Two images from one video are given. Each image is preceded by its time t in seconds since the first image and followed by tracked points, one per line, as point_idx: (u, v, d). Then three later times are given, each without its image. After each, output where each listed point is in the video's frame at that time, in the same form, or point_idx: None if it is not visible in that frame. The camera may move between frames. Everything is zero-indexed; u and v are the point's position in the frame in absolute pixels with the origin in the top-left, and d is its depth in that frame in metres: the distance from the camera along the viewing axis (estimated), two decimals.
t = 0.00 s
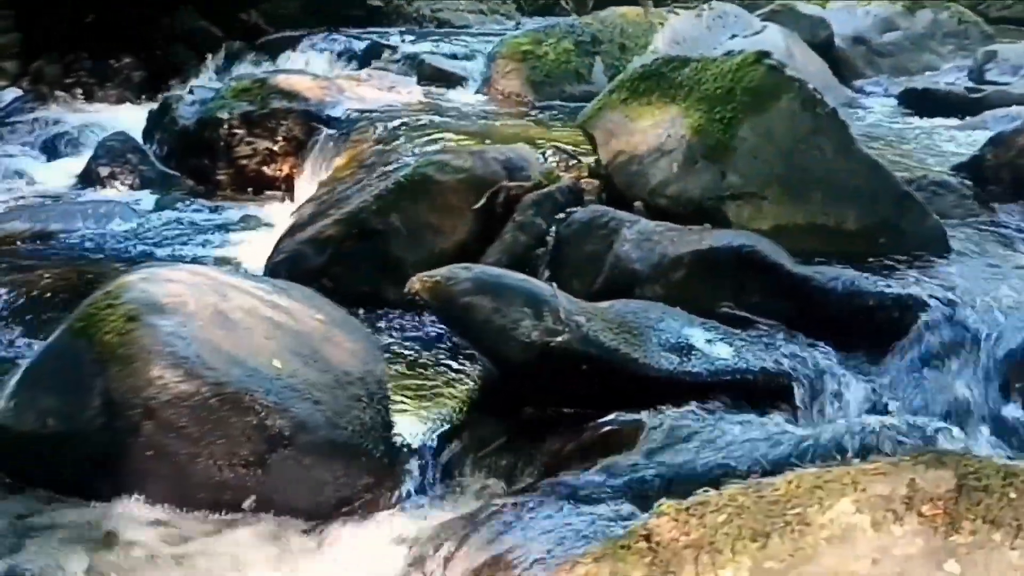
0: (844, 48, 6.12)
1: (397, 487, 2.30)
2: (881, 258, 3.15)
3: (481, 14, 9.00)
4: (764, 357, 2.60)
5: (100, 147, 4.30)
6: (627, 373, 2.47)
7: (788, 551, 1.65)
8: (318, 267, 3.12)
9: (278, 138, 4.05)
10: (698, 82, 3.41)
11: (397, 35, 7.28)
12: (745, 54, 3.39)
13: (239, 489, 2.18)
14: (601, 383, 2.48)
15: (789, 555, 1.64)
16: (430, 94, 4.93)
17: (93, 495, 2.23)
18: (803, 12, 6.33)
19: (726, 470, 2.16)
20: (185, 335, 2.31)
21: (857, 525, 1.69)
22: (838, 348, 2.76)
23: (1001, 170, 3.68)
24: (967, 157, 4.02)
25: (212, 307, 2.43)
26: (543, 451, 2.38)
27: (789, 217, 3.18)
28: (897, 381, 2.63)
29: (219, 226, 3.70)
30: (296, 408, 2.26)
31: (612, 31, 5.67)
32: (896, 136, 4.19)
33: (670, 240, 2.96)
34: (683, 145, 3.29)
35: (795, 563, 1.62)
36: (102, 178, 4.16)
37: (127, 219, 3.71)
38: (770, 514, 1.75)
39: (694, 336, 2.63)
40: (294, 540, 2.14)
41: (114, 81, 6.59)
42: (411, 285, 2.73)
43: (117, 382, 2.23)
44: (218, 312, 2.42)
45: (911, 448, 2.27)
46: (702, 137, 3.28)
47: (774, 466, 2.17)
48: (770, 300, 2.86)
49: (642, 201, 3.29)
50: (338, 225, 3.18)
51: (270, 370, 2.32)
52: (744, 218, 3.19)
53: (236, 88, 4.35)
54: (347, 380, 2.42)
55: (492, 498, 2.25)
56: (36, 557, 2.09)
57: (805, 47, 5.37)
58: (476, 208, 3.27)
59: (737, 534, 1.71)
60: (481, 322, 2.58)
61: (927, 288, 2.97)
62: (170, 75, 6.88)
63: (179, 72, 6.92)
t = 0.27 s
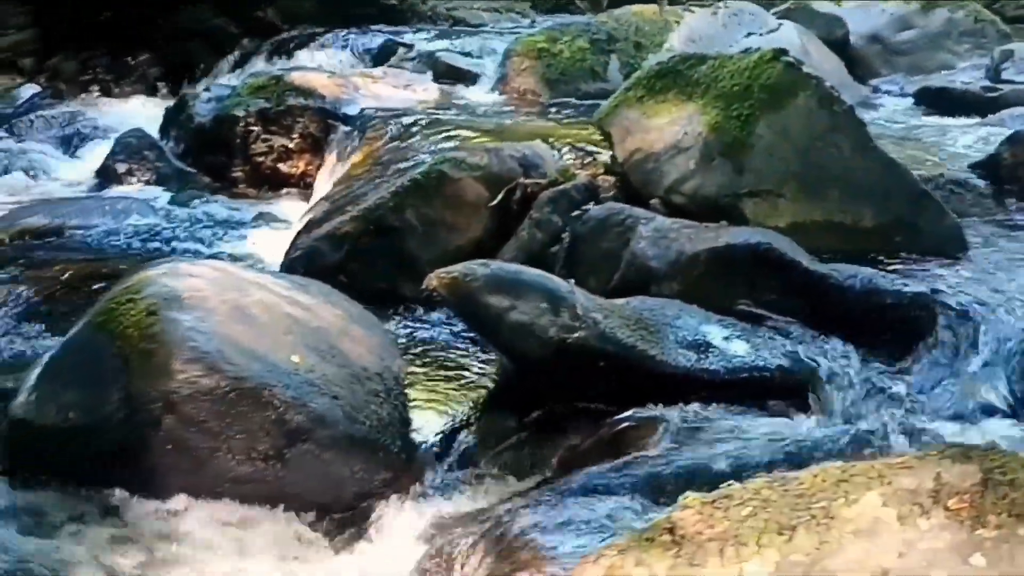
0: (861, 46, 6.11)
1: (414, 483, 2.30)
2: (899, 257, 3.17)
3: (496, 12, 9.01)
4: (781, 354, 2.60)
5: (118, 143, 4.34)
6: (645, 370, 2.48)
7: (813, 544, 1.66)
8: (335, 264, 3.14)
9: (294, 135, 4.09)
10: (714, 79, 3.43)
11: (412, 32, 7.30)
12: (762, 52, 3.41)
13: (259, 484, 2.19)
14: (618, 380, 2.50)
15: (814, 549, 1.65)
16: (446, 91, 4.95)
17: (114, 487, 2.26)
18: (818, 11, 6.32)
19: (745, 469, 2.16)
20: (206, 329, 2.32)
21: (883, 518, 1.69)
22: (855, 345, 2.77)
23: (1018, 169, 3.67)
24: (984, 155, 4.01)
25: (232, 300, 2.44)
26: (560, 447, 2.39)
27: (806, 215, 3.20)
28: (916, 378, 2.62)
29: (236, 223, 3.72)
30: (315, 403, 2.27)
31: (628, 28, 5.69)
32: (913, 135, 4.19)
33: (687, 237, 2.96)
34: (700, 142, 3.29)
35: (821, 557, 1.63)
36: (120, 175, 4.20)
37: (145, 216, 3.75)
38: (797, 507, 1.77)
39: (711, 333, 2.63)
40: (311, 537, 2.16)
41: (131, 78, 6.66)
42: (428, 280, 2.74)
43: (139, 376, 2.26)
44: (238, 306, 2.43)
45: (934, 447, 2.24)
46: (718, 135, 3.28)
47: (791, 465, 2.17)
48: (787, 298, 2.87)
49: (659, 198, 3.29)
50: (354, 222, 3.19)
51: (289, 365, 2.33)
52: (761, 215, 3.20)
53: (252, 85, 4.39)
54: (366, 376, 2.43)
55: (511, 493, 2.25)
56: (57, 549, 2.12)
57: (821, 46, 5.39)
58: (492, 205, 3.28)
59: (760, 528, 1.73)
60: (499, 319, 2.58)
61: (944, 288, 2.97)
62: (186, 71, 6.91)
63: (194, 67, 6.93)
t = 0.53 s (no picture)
0: (883, 33, 6.07)
1: (436, 469, 2.32)
2: (921, 244, 3.16)
3: None
4: (804, 341, 2.60)
5: (140, 131, 4.37)
6: (668, 356, 2.48)
7: (844, 526, 1.74)
8: (356, 251, 3.15)
9: (316, 123, 4.16)
10: (736, 66, 3.46)
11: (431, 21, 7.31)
12: (785, 39, 3.43)
13: (283, 468, 2.21)
14: (641, 366, 2.49)
15: (845, 530, 1.72)
16: (465, 79, 4.95)
17: (140, 471, 2.27)
18: None
19: (770, 454, 2.17)
20: (230, 315, 2.34)
21: (913, 500, 1.77)
22: (878, 333, 2.76)
23: None
24: (1008, 142, 3.98)
25: (256, 286, 2.45)
26: (582, 431, 2.39)
27: (829, 202, 3.18)
28: (943, 366, 2.61)
29: (257, 211, 3.74)
30: (339, 388, 2.28)
31: (647, 17, 5.69)
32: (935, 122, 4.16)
33: (710, 224, 2.96)
34: (722, 130, 3.30)
35: (851, 537, 1.70)
36: (143, 163, 4.22)
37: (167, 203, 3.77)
38: (827, 489, 1.86)
39: (734, 320, 2.64)
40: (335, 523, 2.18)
41: (153, 66, 6.81)
42: (450, 267, 2.75)
43: (165, 361, 2.27)
44: (262, 292, 2.44)
45: (964, 430, 2.22)
46: (741, 122, 3.28)
47: (815, 451, 2.17)
48: (810, 285, 2.85)
49: (681, 184, 3.33)
50: (376, 209, 3.20)
51: (312, 351, 2.34)
52: (784, 202, 3.18)
53: (274, 72, 4.50)
54: (389, 360, 2.43)
55: (534, 479, 2.26)
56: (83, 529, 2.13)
57: (843, 33, 5.35)
58: (514, 192, 3.29)
59: (792, 509, 1.82)
60: (522, 305, 2.58)
61: (967, 276, 2.96)
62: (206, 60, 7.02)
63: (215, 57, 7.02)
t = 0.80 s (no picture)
0: (907, 25, 6.04)
1: (458, 460, 2.33)
2: (945, 236, 3.15)
3: None
4: (827, 334, 2.60)
5: (164, 123, 4.41)
6: (691, 348, 2.48)
7: (874, 514, 1.73)
8: (379, 242, 3.16)
9: (337, 115, 4.20)
10: (760, 57, 3.51)
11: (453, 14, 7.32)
12: (809, 31, 3.48)
13: (307, 457, 2.22)
14: (664, 358, 2.49)
15: (874, 519, 1.72)
16: (487, 71, 4.96)
17: (166, 458, 2.30)
18: None
19: (794, 445, 2.20)
20: (256, 304, 2.36)
21: (944, 490, 1.74)
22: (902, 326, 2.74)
23: None
24: None
25: (281, 276, 2.47)
26: (605, 423, 2.40)
27: (852, 194, 3.21)
28: (968, 358, 2.59)
29: (280, 202, 3.77)
30: (363, 378, 2.30)
31: (669, 10, 5.68)
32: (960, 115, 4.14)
33: (732, 216, 2.96)
34: (746, 120, 3.36)
35: (880, 527, 1.70)
36: (166, 155, 4.26)
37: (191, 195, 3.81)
38: (857, 477, 1.85)
39: (756, 313, 2.64)
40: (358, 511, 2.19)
41: (176, 58, 6.82)
42: (474, 258, 2.76)
43: (192, 350, 2.29)
44: (287, 282, 2.46)
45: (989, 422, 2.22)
46: (764, 112, 3.34)
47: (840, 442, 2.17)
48: (833, 278, 2.85)
49: (703, 176, 3.37)
50: (398, 200, 3.22)
51: (336, 341, 2.35)
52: (807, 194, 3.22)
53: (296, 64, 4.52)
54: (412, 350, 2.44)
55: (558, 467, 2.27)
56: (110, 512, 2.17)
57: (867, 25, 5.32)
58: (536, 183, 3.30)
59: (823, 497, 1.82)
60: (544, 296, 2.58)
61: (992, 268, 2.95)
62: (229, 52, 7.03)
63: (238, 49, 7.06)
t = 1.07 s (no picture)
0: (929, 13, 6.00)
1: (477, 449, 2.33)
2: (968, 225, 3.19)
3: None
4: (849, 322, 2.59)
5: (183, 112, 4.43)
6: (711, 336, 2.47)
7: (895, 500, 1.72)
8: (398, 231, 3.17)
9: (357, 104, 4.20)
10: (782, 44, 3.48)
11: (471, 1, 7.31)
12: (831, 16, 3.45)
13: (327, 444, 2.23)
14: (684, 346, 2.50)
15: (896, 505, 1.71)
16: (506, 59, 4.96)
17: (188, 446, 2.32)
18: None
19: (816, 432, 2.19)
20: (276, 293, 2.38)
21: (966, 475, 1.74)
22: (924, 316, 2.73)
23: None
24: None
25: (301, 265, 2.49)
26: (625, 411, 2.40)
27: (874, 182, 3.24)
28: (990, 345, 2.59)
29: (300, 190, 3.79)
30: (382, 365, 2.30)
31: None
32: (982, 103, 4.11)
33: (753, 203, 2.95)
34: (767, 108, 3.36)
35: (903, 512, 1.69)
36: (186, 143, 4.28)
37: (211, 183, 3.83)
38: (879, 464, 1.85)
39: (777, 301, 2.63)
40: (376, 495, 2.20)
41: (196, 48, 6.77)
42: (492, 246, 2.75)
43: (213, 337, 2.31)
44: (307, 270, 2.48)
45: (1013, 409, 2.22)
46: (785, 101, 3.34)
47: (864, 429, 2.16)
48: (855, 266, 2.83)
49: (723, 164, 3.38)
50: (417, 188, 3.22)
51: (355, 328, 2.36)
52: (828, 181, 3.24)
53: (315, 54, 4.50)
54: (432, 338, 2.45)
55: (579, 454, 2.27)
56: (133, 500, 2.19)
57: (889, 12, 5.28)
58: (554, 172, 3.31)
59: (843, 484, 1.81)
60: (563, 284, 2.58)
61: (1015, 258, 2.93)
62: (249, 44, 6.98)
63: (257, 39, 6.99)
